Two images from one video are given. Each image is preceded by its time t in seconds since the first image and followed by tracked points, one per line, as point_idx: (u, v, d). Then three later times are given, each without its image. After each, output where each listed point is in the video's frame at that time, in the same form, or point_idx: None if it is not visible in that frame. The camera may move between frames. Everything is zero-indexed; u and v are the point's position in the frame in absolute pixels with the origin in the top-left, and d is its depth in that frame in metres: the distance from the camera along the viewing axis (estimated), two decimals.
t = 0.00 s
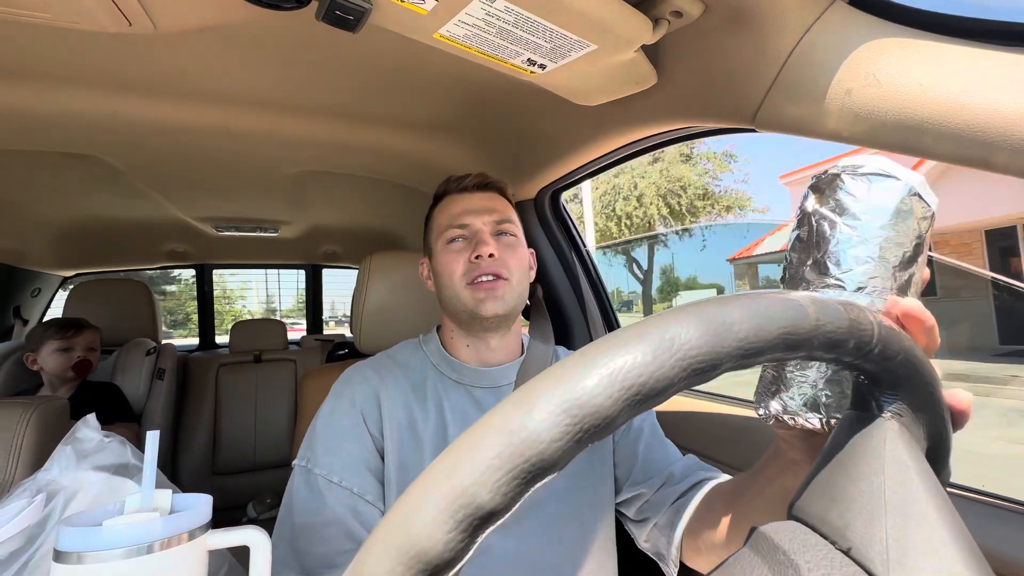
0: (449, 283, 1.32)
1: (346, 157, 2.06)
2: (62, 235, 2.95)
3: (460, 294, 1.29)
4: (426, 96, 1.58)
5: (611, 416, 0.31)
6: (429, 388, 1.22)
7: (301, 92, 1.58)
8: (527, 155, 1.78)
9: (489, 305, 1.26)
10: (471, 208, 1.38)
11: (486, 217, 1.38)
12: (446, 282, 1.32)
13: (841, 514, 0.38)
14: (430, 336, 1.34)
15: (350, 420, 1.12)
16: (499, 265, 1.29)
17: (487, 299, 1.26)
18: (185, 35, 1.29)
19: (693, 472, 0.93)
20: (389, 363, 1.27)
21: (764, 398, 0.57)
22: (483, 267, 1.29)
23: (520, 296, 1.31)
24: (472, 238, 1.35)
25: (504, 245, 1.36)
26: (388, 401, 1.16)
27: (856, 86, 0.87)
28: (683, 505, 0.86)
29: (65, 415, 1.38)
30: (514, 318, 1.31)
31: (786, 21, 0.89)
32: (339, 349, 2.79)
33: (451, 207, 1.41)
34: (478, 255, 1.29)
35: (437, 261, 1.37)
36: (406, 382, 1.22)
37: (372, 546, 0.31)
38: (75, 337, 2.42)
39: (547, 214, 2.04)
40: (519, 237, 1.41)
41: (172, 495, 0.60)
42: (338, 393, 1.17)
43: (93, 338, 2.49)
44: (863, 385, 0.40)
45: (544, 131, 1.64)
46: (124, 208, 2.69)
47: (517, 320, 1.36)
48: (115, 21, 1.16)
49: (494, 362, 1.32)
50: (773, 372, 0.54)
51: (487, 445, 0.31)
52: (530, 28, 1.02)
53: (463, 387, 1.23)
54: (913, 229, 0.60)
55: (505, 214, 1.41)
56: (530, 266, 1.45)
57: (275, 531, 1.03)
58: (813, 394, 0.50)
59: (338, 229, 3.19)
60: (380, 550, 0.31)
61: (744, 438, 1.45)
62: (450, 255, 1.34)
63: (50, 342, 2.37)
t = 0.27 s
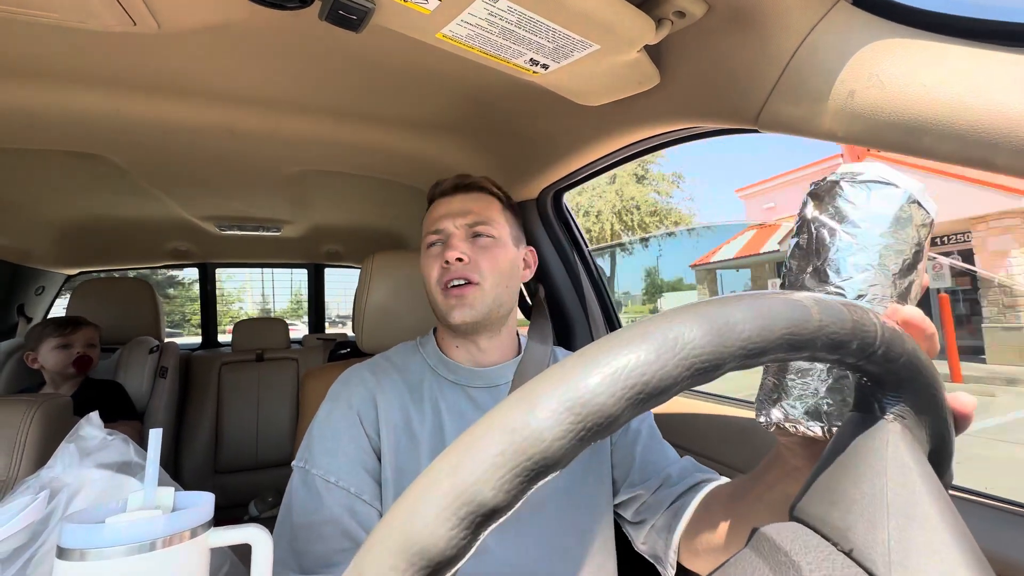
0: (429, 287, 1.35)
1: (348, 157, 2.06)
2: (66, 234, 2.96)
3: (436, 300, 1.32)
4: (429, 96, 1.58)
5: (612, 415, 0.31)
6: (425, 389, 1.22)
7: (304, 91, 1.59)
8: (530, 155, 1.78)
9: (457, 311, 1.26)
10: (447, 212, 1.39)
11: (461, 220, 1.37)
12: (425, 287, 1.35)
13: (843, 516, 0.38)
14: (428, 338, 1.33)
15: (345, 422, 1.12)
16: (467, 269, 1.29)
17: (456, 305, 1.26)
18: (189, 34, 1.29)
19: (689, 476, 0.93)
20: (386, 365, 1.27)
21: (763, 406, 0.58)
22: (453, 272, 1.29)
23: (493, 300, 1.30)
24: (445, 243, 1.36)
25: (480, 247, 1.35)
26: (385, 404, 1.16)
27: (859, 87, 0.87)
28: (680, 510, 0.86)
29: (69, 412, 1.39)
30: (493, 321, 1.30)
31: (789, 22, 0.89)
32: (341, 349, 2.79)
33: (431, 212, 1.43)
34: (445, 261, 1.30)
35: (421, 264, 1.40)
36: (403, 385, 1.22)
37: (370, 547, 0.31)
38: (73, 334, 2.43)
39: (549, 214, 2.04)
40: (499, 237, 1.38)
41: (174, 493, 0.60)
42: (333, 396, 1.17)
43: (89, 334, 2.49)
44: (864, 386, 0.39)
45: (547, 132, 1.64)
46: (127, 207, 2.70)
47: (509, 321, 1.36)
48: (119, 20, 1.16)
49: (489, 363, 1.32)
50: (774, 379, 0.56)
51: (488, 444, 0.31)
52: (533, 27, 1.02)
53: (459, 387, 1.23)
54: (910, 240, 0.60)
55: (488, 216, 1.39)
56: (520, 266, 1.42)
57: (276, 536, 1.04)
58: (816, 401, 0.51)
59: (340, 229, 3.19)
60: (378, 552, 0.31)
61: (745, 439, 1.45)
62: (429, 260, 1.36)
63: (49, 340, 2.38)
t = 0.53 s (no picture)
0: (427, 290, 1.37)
1: (350, 158, 2.06)
2: (69, 235, 2.97)
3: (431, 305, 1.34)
4: (430, 96, 1.58)
5: (622, 411, 0.31)
6: (428, 390, 1.22)
7: (306, 92, 1.59)
8: (532, 155, 1.78)
9: (447, 318, 1.27)
10: (437, 217, 1.38)
11: (451, 226, 1.36)
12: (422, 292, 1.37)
13: (851, 517, 0.38)
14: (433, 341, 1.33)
15: (349, 424, 1.12)
16: (455, 277, 1.28)
17: (444, 312, 1.27)
18: (190, 36, 1.30)
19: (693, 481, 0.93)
20: (390, 366, 1.27)
21: (770, 409, 0.59)
22: (441, 280, 1.29)
23: (484, 306, 1.29)
24: (436, 250, 1.36)
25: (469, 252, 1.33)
26: (389, 404, 1.16)
27: (860, 87, 0.87)
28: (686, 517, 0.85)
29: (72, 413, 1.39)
30: (486, 325, 1.29)
31: (789, 21, 0.89)
32: (343, 349, 2.80)
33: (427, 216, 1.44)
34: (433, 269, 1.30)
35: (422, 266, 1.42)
36: (407, 385, 1.22)
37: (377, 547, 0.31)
38: (75, 335, 2.44)
39: (550, 214, 2.04)
40: (490, 238, 1.35)
41: (177, 493, 0.60)
42: (337, 398, 1.17)
43: (92, 336, 2.50)
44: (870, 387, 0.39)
45: (548, 132, 1.63)
46: (130, 208, 2.70)
47: (510, 323, 1.35)
48: (121, 22, 1.16)
49: (494, 364, 1.32)
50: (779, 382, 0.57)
51: (497, 439, 0.31)
52: (533, 28, 1.02)
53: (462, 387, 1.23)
54: (924, 251, 0.59)
55: (479, 220, 1.36)
56: (517, 268, 1.38)
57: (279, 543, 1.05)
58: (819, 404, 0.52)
59: (342, 230, 3.20)
60: (385, 551, 0.31)
61: (748, 439, 1.45)
62: (424, 265, 1.38)
63: (50, 341, 2.39)
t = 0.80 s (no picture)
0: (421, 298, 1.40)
1: (352, 158, 2.06)
2: (72, 236, 2.98)
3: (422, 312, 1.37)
4: (432, 96, 1.58)
5: (621, 414, 0.31)
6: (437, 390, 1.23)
7: (308, 93, 1.59)
8: (534, 154, 1.78)
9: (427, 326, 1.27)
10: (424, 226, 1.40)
11: (432, 234, 1.36)
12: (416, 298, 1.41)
13: (881, 520, 0.38)
14: (441, 344, 1.33)
15: (358, 423, 1.12)
16: (431, 286, 1.30)
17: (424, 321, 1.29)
18: (192, 37, 1.30)
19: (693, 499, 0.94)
20: (398, 366, 1.27)
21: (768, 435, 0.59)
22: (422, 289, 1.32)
23: (464, 312, 1.27)
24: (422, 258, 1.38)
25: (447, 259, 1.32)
26: (397, 403, 1.17)
27: (864, 85, 0.86)
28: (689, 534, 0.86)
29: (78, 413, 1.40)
30: (467, 331, 1.28)
31: (793, 18, 0.88)
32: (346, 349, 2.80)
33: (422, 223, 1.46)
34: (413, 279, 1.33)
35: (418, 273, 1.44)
36: (415, 386, 1.23)
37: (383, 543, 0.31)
38: (77, 337, 2.45)
39: (552, 212, 2.05)
40: (468, 243, 1.32)
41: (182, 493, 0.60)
42: (347, 397, 1.18)
43: (92, 337, 2.51)
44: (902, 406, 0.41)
45: (550, 130, 1.63)
46: (133, 209, 2.71)
47: (501, 327, 1.32)
48: (124, 24, 1.17)
49: (498, 366, 1.32)
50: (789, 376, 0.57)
51: (501, 442, 0.30)
52: (535, 27, 1.02)
53: (469, 388, 1.23)
54: (935, 305, 0.57)
55: (455, 226, 1.34)
56: (503, 272, 1.34)
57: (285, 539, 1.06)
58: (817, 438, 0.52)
59: (344, 229, 3.20)
60: (391, 547, 0.31)
61: (752, 438, 1.44)
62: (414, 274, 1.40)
63: (51, 344, 2.40)
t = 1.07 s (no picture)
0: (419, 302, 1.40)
1: (352, 158, 2.06)
2: (73, 236, 2.98)
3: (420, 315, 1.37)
4: (432, 96, 1.58)
5: (615, 417, 0.31)
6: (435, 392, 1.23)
7: (308, 93, 1.59)
8: (534, 154, 1.78)
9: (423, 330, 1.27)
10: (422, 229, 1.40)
11: (429, 238, 1.37)
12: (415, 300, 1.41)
13: (894, 532, 0.41)
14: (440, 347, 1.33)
15: (355, 426, 1.12)
16: (429, 290, 1.30)
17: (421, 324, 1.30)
18: (193, 37, 1.30)
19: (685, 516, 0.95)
20: (396, 369, 1.27)
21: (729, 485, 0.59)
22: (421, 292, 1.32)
23: (461, 317, 1.27)
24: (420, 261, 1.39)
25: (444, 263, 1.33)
26: (397, 407, 1.17)
27: (863, 86, 0.87)
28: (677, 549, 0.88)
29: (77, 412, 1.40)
30: (464, 336, 1.28)
31: (792, 18, 0.88)
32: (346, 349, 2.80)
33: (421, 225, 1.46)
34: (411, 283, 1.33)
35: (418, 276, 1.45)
36: (413, 389, 1.23)
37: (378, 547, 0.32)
38: (85, 337, 2.46)
39: (552, 212, 2.05)
40: (465, 247, 1.32)
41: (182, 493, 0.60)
42: (344, 399, 1.18)
43: (98, 337, 2.53)
44: (917, 433, 0.43)
45: (551, 131, 1.63)
46: (134, 209, 2.71)
47: (499, 332, 1.31)
48: (125, 23, 1.17)
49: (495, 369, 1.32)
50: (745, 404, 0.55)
51: (496, 446, 0.31)
52: (535, 27, 1.02)
53: (467, 391, 1.24)
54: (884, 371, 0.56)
55: (452, 230, 1.34)
56: (501, 276, 1.34)
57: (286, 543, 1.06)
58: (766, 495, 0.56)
59: (344, 229, 3.20)
60: (382, 554, 0.31)
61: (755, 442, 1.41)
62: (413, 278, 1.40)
63: (59, 345, 2.39)
